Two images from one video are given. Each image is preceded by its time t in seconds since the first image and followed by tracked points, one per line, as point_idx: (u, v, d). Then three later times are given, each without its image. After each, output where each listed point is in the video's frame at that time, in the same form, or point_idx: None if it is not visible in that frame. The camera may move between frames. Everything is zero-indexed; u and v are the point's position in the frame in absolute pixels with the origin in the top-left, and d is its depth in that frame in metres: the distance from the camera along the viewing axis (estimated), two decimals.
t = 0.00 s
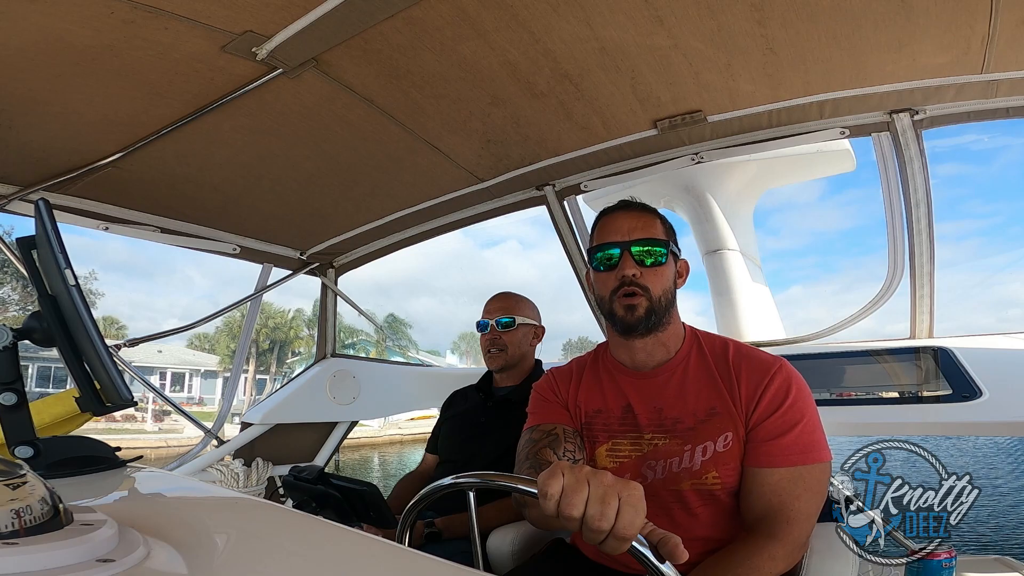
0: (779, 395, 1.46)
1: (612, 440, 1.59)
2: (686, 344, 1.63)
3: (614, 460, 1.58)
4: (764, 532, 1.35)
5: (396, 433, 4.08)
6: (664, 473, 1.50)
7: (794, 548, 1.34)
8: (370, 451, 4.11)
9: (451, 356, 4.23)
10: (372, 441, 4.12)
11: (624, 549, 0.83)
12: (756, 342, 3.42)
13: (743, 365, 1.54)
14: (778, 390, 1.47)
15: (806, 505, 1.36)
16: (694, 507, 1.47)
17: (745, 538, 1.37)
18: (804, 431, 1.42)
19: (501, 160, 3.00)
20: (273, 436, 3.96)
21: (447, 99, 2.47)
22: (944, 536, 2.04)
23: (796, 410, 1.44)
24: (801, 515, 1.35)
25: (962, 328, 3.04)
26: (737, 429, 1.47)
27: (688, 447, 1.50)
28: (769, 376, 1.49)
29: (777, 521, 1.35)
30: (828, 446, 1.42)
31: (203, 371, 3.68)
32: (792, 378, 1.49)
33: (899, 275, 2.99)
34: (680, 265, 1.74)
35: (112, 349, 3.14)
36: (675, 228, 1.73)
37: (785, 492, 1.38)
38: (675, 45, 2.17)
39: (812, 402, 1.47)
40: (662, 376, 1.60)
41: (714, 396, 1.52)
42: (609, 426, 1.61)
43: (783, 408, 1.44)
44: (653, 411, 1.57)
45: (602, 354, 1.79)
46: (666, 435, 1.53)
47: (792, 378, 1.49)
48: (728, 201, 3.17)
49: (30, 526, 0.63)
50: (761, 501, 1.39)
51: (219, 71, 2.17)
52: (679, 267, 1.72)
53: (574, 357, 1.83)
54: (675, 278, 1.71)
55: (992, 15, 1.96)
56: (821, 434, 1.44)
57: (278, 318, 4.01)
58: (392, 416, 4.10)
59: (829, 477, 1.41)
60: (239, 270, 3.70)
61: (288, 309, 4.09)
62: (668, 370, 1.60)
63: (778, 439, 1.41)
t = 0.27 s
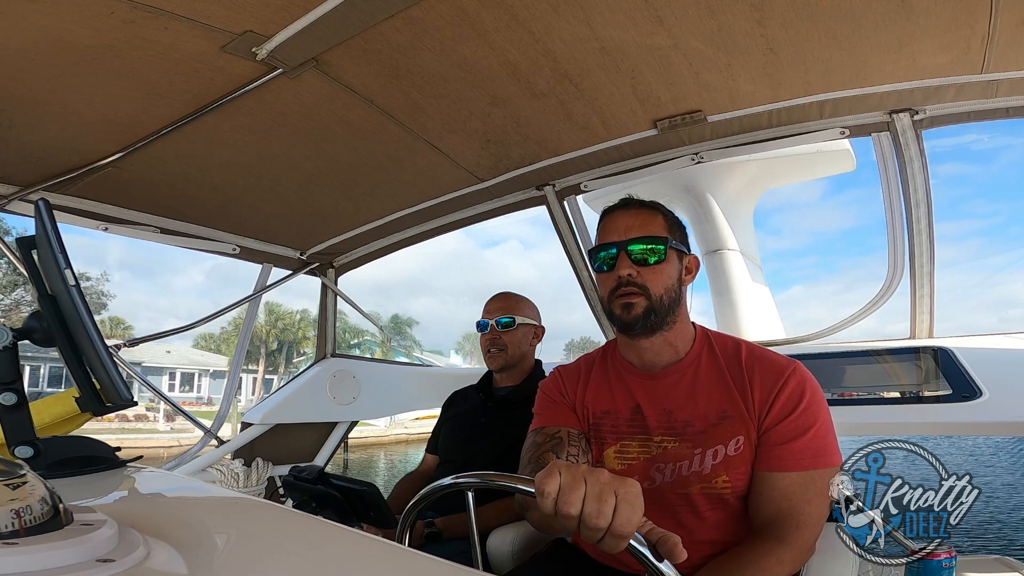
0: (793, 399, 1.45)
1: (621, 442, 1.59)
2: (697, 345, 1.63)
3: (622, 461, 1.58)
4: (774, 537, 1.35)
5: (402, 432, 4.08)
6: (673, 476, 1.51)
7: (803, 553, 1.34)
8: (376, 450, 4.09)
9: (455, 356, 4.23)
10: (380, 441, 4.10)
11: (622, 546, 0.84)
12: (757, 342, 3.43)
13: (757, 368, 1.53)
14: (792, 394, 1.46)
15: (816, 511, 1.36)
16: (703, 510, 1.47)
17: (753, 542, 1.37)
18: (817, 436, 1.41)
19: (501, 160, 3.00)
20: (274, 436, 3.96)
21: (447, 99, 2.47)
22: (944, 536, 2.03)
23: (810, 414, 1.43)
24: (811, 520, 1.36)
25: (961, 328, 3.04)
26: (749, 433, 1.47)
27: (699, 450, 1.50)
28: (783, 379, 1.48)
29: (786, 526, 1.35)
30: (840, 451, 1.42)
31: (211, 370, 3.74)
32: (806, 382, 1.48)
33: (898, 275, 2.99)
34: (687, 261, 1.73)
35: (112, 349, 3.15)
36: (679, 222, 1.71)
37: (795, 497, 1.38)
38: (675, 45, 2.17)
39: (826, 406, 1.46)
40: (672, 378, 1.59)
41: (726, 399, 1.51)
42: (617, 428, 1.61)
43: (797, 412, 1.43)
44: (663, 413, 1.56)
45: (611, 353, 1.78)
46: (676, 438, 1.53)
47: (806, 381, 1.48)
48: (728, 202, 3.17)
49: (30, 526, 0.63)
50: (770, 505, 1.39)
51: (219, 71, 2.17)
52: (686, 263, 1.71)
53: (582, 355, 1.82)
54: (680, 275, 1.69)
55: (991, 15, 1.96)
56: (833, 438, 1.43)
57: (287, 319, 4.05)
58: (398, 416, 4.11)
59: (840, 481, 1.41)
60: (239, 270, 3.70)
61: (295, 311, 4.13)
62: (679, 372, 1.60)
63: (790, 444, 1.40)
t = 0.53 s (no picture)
0: (796, 399, 1.45)
1: (621, 440, 1.59)
2: (699, 344, 1.63)
3: (622, 459, 1.58)
4: (773, 537, 1.35)
5: (408, 432, 4.11)
6: (673, 475, 1.51)
7: (802, 554, 1.34)
8: (382, 450, 4.08)
9: (459, 356, 4.25)
10: (385, 441, 4.11)
11: (615, 540, 0.85)
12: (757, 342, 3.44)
13: (760, 367, 1.52)
14: (795, 393, 1.46)
15: (817, 511, 1.36)
16: (702, 509, 1.47)
17: (752, 542, 1.37)
18: (819, 436, 1.41)
19: (501, 160, 3.00)
20: (274, 436, 3.96)
21: (447, 99, 2.47)
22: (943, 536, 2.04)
23: (813, 415, 1.43)
24: (811, 521, 1.36)
25: (960, 328, 3.05)
26: (750, 433, 1.47)
27: (699, 449, 1.50)
28: (786, 379, 1.48)
29: (786, 527, 1.35)
30: (841, 452, 1.42)
31: (219, 371, 3.77)
32: (809, 382, 1.47)
33: (899, 275, 2.99)
34: (688, 259, 1.73)
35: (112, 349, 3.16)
36: (677, 220, 1.71)
37: (796, 497, 1.38)
38: (675, 45, 2.17)
39: (829, 407, 1.46)
40: (674, 376, 1.59)
41: (728, 399, 1.51)
42: (618, 425, 1.61)
43: (800, 412, 1.43)
44: (664, 411, 1.56)
45: (613, 351, 1.78)
46: (677, 436, 1.53)
47: (810, 382, 1.48)
48: (728, 201, 3.18)
49: (30, 525, 0.63)
50: (770, 505, 1.39)
51: (219, 71, 2.17)
52: (686, 261, 1.70)
53: (583, 352, 1.82)
54: (680, 274, 1.68)
55: (991, 15, 1.96)
56: (835, 439, 1.43)
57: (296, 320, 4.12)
58: (404, 416, 4.13)
59: (840, 482, 1.41)
60: (239, 270, 3.70)
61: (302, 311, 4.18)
62: (681, 370, 1.59)
63: (792, 444, 1.40)
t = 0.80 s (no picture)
0: (790, 396, 1.45)
1: (617, 440, 1.60)
2: (694, 343, 1.63)
3: (619, 460, 1.58)
4: (771, 535, 1.34)
5: (414, 432, 4.13)
6: (670, 474, 1.51)
7: (800, 552, 1.33)
8: (389, 450, 4.08)
9: (463, 356, 4.26)
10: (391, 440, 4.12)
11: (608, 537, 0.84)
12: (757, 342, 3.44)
13: (754, 366, 1.52)
14: (789, 391, 1.45)
15: (814, 509, 1.35)
16: (700, 509, 1.47)
17: (750, 541, 1.37)
18: (814, 434, 1.40)
19: (501, 160, 3.00)
20: (273, 436, 3.96)
21: (447, 99, 2.47)
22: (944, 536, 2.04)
23: (807, 412, 1.42)
24: (808, 519, 1.35)
25: (960, 328, 3.05)
26: (745, 431, 1.46)
27: (695, 448, 1.50)
28: (779, 377, 1.47)
29: (784, 525, 1.34)
30: (838, 449, 1.41)
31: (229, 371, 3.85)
32: (803, 379, 1.47)
33: (899, 275, 2.99)
34: (682, 259, 1.73)
35: (112, 349, 3.16)
36: (671, 220, 1.72)
37: (793, 496, 1.37)
38: (675, 45, 2.17)
39: (824, 404, 1.45)
40: (669, 376, 1.59)
41: (723, 397, 1.51)
42: (614, 426, 1.62)
43: (794, 410, 1.43)
44: (660, 411, 1.56)
45: (609, 352, 1.79)
46: (673, 436, 1.53)
47: (803, 379, 1.47)
48: (728, 201, 3.17)
49: (30, 525, 0.63)
50: (767, 503, 1.39)
51: (219, 71, 2.17)
52: (680, 260, 1.71)
53: (580, 354, 1.83)
54: (675, 274, 1.69)
55: (992, 15, 1.96)
56: (831, 435, 1.42)
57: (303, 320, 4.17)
58: (409, 416, 4.15)
59: (838, 480, 1.40)
60: (240, 270, 3.70)
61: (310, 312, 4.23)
62: (676, 370, 1.60)
63: (787, 442, 1.40)
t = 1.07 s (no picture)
0: (782, 393, 1.45)
1: (613, 441, 1.60)
2: (686, 343, 1.63)
3: (615, 460, 1.58)
4: (769, 532, 1.34)
5: (419, 431, 4.09)
6: (666, 473, 1.51)
7: (798, 548, 1.33)
8: (395, 448, 4.05)
9: (467, 356, 4.23)
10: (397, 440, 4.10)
11: (591, 525, 0.89)
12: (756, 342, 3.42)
13: (746, 364, 1.53)
14: (781, 388, 1.46)
15: (810, 505, 1.35)
16: (697, 507, 1.47)
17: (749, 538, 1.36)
18: (807, 430, 1.41)
19: (501, 160, 3.00)
20: (273, 436, 3.95)
21: (447, 99, 2.47)
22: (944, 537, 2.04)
23: (800, 408, 1.43)
24: (806, 515, 1.35)
25: (960, 329, 3.05)
26: (740, 429, 1.47)
27: (691, 447, 1.50)
28: (771, 374, 1.48)
29: (782, 521, 1.34)
30: (832, 445, 1.41)
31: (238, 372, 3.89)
32: (795, 376, 1.48)
33: (899, 275, 3.00)
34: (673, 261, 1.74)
35: (112, 349, 3.17)
36: (662, 223, 1.73)
37: (789, 491, 1.37)
38: (675, 45, 2.17)
39: (815, 400, 1.46)
40: (664, 376, 1.60)
41: (716, 396, 1.52)
42: (610, 427, 1.62)
43: (787, 407, 1.43)
44: (655, 411, 1.57)
45: (602, 355, 1.79)
46: (668, 435, 1.53)
47: (795, 376, 1.48)
48: (728, 201, 3.17)
49: (30, 526, 0.63)
50: (765, 500, 1.38)
51: (219, 71, 2.17)
52: (672, 263, 1.71)
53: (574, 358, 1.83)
54: (668, 276, 1.69)
55: (991, 15, 1.96)
56: (824, 431, 1.43)
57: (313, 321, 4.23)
58: (415, 416, 4.14)
59: (833, 476, 1.40)
60: (240, 270, 3.70)
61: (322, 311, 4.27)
62: (670, 370, 1.60)
63: (781, 439, 1.40)
